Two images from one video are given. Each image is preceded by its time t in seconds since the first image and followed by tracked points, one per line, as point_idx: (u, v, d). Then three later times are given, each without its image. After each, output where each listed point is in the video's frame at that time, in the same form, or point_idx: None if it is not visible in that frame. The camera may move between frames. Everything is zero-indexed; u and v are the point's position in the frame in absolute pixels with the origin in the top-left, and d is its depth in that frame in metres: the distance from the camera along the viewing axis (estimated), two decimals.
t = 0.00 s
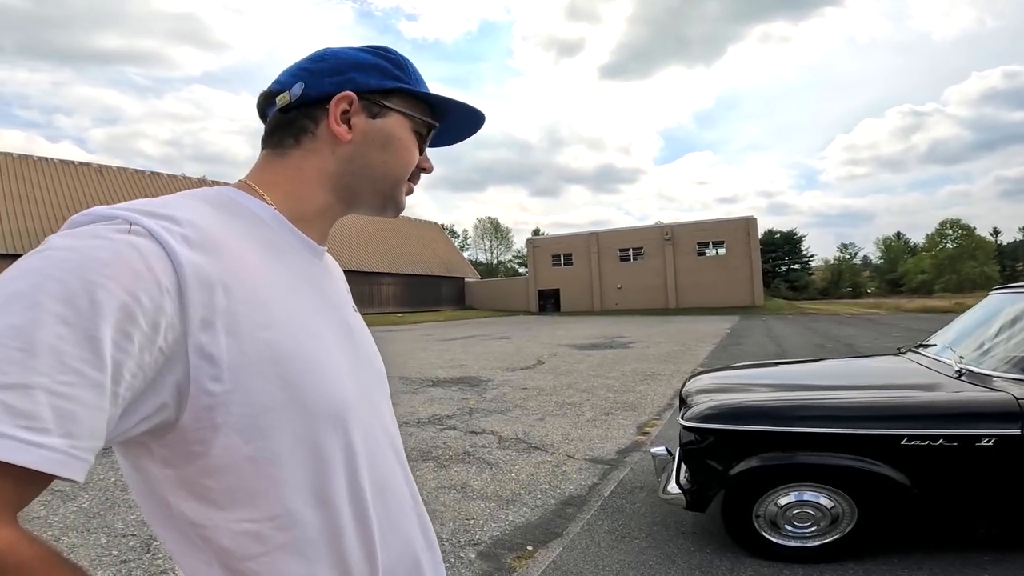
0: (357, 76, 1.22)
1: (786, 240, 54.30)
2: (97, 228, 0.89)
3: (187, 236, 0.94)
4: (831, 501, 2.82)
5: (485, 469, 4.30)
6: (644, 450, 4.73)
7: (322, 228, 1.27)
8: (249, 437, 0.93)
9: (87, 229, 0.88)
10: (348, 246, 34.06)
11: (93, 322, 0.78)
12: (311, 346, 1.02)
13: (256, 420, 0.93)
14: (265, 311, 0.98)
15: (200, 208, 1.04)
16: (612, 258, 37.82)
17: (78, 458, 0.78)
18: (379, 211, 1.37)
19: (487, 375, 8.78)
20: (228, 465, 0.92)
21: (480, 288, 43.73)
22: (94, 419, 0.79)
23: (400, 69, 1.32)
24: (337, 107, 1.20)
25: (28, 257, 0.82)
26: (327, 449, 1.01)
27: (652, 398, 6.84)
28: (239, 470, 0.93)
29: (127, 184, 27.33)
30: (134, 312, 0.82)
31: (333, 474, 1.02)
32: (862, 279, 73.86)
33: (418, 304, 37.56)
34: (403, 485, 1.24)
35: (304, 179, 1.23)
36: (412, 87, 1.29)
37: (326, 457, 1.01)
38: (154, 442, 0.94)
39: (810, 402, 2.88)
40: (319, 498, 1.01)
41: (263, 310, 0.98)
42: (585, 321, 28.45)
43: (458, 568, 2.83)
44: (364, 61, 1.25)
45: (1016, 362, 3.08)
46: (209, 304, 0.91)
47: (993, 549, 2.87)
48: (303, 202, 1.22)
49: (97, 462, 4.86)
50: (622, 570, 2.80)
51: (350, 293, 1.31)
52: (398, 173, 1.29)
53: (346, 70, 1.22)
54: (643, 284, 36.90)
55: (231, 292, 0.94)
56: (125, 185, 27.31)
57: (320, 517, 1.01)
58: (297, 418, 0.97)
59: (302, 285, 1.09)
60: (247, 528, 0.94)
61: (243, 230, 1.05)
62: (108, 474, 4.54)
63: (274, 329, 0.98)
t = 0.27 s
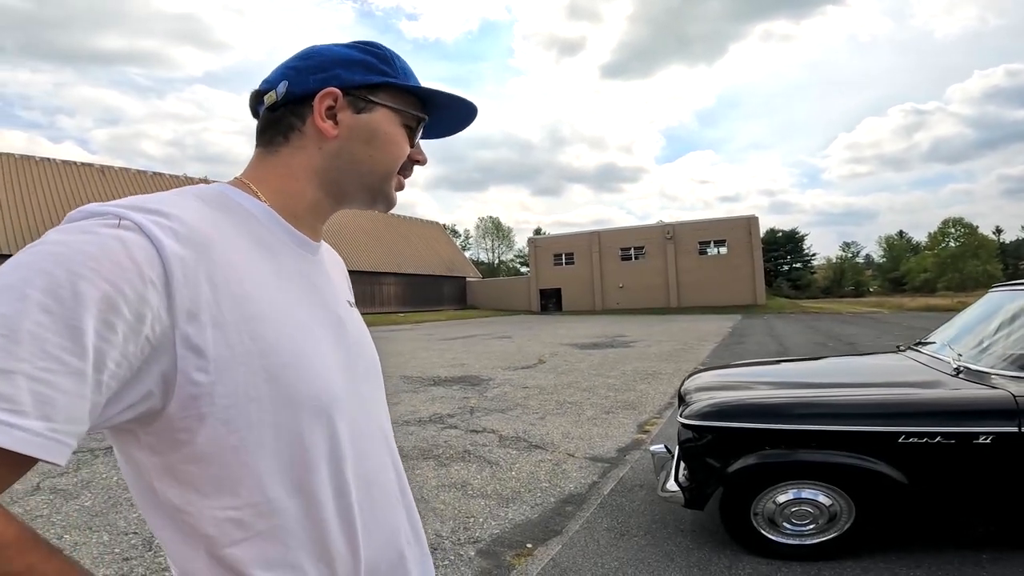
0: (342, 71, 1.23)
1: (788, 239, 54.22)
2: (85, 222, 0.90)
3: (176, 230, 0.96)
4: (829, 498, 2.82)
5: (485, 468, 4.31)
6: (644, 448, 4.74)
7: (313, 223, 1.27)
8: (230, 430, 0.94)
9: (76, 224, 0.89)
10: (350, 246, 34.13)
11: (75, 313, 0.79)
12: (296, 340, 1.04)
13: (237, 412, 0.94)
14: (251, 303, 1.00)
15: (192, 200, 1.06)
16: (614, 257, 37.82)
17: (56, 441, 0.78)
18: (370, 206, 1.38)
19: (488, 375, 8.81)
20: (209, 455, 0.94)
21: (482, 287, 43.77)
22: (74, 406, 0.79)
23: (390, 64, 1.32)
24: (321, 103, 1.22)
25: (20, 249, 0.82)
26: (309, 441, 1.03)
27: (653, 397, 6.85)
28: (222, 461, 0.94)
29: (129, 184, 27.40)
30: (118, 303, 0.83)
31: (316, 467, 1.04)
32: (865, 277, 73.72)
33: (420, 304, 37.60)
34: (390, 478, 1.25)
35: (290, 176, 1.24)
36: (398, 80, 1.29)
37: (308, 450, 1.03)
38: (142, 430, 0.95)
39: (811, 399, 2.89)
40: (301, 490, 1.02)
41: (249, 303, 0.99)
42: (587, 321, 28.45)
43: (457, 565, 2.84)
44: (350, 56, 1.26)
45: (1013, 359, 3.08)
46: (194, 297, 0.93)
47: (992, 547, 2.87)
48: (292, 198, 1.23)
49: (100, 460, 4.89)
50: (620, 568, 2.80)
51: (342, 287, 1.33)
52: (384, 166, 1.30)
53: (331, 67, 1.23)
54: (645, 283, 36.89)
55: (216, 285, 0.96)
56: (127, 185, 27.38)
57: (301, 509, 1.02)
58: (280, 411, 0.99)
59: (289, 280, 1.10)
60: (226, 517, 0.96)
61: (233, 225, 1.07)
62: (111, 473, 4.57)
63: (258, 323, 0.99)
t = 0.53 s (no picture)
0: (311, 68, 1.21)
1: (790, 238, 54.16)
2: (133, 194, 0.91)
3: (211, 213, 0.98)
4: (834, 498, 2.82)
5: (488, 468, 4.30)
6: (647, 448, 4.73)
7: (313, 224, 1.25)
8: (237, 415, 0.95)
9: (129, 196, 0.90)
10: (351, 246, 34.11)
11: (135, 288, 0.80)
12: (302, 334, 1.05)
13: (244, 398, 0.95)
14: (267, 292, 1.02)
15: (218, 184, 1.08)
16: (615, 257, 37.78)
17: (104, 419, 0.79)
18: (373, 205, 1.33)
19: (490, 375, 8.80)
20: (213, 439, 0.94)
21: (483, 287, 43.76)
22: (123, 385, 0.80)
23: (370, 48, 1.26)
24: (291, 104, 1.21)
25: (73, 215, 0.82)
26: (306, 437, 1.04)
27: (655, 396, 6.84)
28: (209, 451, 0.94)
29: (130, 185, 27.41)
30: (168, 280, 0.86)
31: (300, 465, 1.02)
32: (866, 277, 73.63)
33: (421, 304, 37.60)
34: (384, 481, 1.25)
35: (278, 179, 1.24)
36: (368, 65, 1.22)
37: (305, 445, 1.03)
38: (146, 411, 0.94)
39: (815, 398, 2.88)
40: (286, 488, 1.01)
41: (266, 291, 1.02)
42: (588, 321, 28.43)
43: (461, 565, 2.84)
44: (320, 52, 1.23)
45: (1019, 358, 3.07)
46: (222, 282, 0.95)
47: (998, 547, 2.86)
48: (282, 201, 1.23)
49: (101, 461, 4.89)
50: (624, 568, 2.80)
51: (350, 285, 1.34)
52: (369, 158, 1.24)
53: (302, 66, 1.22)
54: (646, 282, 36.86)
55: (241, 270, 0.98)
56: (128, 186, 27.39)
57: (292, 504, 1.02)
58: (282, 402, 1.00)
59: (300, 274, 1.12)
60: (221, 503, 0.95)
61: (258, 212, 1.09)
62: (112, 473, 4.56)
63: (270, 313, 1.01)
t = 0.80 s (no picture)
0: (332, 63, 1.21)
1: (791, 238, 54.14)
2: (114, 215, 0.90)
3: (203, 230, 0.96)
4: (843, 498, 2.81)
5: (492, 468, 4.30)
6: (651, 448, 4.73)
7: (336, 220, 1.25)
8: (241, 436, 0.93)
9: (106, 217, 0.88)
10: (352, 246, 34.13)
11: (86, 311, 0.77)
12: (313, 346, 1.02)
13: (249, 418, 0.93)
14: (270, 306, 0.99)
15: (220, 198, 1.06)
16: (617, 256, 37.78)
17: (52, 445, 0.75)
18: (397, 200, 1.31)
19: (494, 374, 8.80)
20: (219, 460, 0.93)
21: (485, 287, 43.77)
22: (73, 407, 0.77)
23: (392, 40, 1.24)
24: (314, 100, 1.22)
25: (46, 240, 0.81)
26: (320, 451, 1.01)
27: (659, 396, 6.83)
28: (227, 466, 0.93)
29: (132, 185, 27.45)
30: (130, 304, 0.82)
31: (321, 475, 1.02)
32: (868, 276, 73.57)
33: (423, 304, 37.62)
34: (403, 490, 1.23)
35: (302, 176, 1.24)
36: (386, 57, 1.20)
37: (318, 459, 1.01)
38: (151, 431, 0.95)
39: (819, 398, 2.87)
40: (306, 500, 1.01)
41: (269, 305, 0.99)
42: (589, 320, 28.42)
43: (467, 566, 2.83)
44: (343, 45, 1.22)
45: None
46: (212, 302, 0.92)
47: (1005, 546, 2.85)
48: (307, 197, 1.23)
49: (106, 461, 4.89)
50: (631, 568, 2.79)
51: (369, 289, 1.32)
52: (389, 153, 1.22)
53: (323, 61, 1.22)
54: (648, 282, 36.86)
55: (237, 287, 0.96)
56: (130, 186, 27.42)
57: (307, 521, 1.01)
58: (293, 418, 0.98)
59: (309, 284, 1.09)
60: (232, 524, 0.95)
61: (259, 224, 1.07)
62: (118, 473, 4.57)
63: (276, 327, 0.98)
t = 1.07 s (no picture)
0: (317, 60, 1.21)
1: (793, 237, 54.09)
2: (114, 221, 0.90)
3: (205, 231, 0.96)
4: (846, 497, 2.80)
5: (495, 467, 4.30)
6: (654, 447, 4.73)
7: (335, 216, 1.25)
8: (262, 438, 0.93)
9: (106, 223, 0.88)
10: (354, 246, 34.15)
11: (100, 314, 0.77)
12: (325, 343, 1.03)
13: (267, 419, 0.93)
14: (278, 304, 0.99)
15: (223, 202, 1.06)
16: (618, 256, 37.77)
17: (82, 451, 0.76)
18: (394, 195, 1.31)
19: (495, 374, 8.81)
20: (242, 465, 0.93)
21: (486, 287, 43.77)
22: (99, 412, 0.77)
23: (373, 32, 1.24)
24: (300, 99, 1.22)
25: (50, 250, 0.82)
26: (342, 448, 1.02)
27: (661, 395, 6.83)
28: (251, 470, 0.93)
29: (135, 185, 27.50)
30: (143, 307, 0.82)
31: (343, 473, 1.02)
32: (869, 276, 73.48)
33: (424, 304, 37.63)
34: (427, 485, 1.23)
35: (298, 177, 1.25)
36: (370, 48, 1.19)
37: (340, 456, 1.01)
38: (173, 439, 0.95)
39: (822, 397, 2.87)
40: (330, 499, 1.01)
41: (277, 304, 0.99)
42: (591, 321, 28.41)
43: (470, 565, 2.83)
44: (327, 41, 1.22)
45: None
46: (220, 304, 0.92)
47: (1009, 545, 2.85)
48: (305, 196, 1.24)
49: (109, 461, 4.90)
50: (634, 568, 2.79)
51: (377, 286, 1.32)
52: (379, 145, 1.21)
53: (308, 59, 1.22)
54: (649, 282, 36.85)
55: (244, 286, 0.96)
56: (132, 187, 27.47)
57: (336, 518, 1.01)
58: (311, 417, 0.98)
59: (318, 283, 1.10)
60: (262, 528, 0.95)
61: (264, 226, 1.07)
62: (121, 473, 4.58)
63: (285, 325, 0.99)
